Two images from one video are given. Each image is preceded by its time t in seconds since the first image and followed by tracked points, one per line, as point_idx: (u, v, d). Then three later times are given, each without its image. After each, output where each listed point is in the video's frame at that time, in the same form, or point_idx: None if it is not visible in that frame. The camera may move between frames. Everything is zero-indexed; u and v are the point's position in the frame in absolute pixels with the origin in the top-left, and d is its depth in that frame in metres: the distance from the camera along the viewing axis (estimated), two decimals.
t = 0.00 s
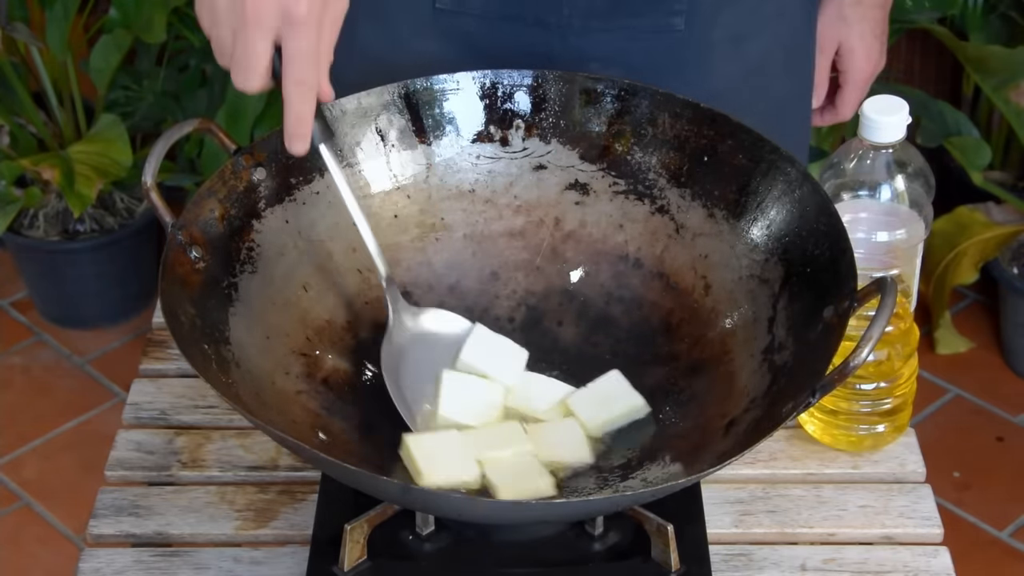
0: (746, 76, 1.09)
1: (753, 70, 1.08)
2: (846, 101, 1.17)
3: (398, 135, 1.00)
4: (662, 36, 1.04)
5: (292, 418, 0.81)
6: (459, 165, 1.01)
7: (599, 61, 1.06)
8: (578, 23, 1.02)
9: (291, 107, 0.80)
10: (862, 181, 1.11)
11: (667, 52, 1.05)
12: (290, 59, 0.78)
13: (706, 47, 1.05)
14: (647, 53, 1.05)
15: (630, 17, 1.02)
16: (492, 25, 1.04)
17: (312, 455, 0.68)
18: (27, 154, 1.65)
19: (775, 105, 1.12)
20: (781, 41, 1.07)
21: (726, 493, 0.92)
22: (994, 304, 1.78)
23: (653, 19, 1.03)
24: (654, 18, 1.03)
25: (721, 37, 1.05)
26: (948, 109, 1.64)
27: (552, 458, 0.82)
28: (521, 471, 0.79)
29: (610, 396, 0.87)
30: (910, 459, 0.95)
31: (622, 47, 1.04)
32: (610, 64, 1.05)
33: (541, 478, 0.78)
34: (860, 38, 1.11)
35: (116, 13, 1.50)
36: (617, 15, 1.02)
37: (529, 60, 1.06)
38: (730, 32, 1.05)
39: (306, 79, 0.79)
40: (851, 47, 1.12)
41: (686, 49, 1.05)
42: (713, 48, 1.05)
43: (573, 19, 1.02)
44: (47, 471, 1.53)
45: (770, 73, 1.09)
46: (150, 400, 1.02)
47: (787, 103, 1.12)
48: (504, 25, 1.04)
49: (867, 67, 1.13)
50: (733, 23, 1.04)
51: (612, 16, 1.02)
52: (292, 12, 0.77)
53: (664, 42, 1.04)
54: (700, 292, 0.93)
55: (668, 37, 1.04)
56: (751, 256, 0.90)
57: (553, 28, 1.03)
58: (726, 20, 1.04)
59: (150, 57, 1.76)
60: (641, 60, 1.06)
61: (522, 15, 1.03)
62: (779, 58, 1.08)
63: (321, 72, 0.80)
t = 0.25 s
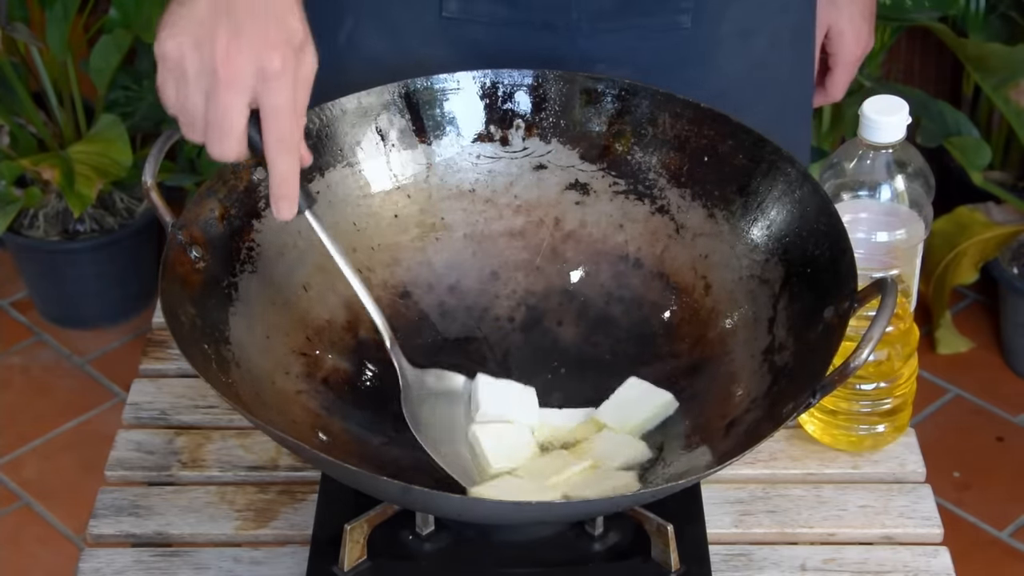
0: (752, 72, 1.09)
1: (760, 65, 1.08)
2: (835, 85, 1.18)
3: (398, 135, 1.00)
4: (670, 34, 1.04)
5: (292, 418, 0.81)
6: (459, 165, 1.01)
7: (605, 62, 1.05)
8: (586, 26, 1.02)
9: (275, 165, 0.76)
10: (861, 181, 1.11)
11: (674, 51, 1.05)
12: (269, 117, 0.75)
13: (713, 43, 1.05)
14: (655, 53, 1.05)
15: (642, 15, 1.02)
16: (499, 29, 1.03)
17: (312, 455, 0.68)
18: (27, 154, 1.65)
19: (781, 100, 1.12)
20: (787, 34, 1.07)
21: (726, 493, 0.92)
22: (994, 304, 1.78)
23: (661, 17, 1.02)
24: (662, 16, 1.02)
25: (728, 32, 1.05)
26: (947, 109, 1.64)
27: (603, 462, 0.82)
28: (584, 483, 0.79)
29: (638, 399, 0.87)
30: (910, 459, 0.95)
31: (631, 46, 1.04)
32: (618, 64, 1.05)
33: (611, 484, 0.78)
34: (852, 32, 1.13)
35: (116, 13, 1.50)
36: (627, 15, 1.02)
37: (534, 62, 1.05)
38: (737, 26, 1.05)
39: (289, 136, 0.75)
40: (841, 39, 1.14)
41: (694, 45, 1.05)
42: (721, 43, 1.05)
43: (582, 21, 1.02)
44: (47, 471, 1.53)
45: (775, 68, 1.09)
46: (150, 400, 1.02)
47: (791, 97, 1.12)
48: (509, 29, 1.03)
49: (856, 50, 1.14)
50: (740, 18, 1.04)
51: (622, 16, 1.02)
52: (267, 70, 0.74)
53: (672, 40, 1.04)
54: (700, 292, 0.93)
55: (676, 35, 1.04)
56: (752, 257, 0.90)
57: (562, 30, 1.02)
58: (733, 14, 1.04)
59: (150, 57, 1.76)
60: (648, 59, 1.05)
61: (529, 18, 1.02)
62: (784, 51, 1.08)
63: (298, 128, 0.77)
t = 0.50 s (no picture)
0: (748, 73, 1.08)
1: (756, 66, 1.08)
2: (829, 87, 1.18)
3: (398, 135, 1.00)
4: (664, 33, 1.04)
5: (292, 418, 0.81)
6: (459, 165, 1.01)
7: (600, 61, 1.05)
8: (578, 24, 1.02)
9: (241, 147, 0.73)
10: (862, 181, 1.11)
11: (669, 51, 1.05)
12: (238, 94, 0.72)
13: (708, 44, 1.05)
14: (649, 52, 1.05)
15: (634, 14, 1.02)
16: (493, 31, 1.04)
17: (312, 455, 0.68)
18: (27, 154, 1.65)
19: (777, 100, 1.12)
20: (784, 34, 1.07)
21: (726, 493, 0.92)
22: (994, 304, 1.78)
23: (654, 17, 1.03)
24: (655, 16, 1.03)
25: (723, 33, 1.05)
26: (947, 109, 1.64)
27: (605, 445, 0.84)
28: (603, 469, 0.80)
29: (608, 386, 0.89)
30: (910, 459, 0.95)
31: (624, 46, 1.04)
32: (613, 63, 1.05)
33: (636, 463, 0.81)
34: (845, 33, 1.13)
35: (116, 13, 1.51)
36: (619, 14, 1.02)
37: (531, 62, 1.06)
38: (733, 27, 1.05)
39: (258, 116, 0.73)
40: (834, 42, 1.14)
41: (689, 46, 1.05)
42: (715, 45, 1.05)
43: (574, 21, 1.02)
44: (47, 471, 1.53)
45: (771, 68, 1.09)
46: (150, 400, 1.02)
47: (787, 96, 1.12)
48: (502, 29, 1.03)
49: (851, 50, 1.15)
50: (735, 18, 1.04)
51: (613, 15, 1.02)
52: (239, 48, 0.72)
53: (665, 39, 1.04)
54: (700, 292, 0.93)
55: (670, 35, 1.04)
56: (752, 256, 0.90)
57: (554, 30, 1.02)
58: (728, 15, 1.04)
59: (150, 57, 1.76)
60: (643, 59, 1.05)
61: (521, 17, 1.02)
62: (780, 52, 1.08)
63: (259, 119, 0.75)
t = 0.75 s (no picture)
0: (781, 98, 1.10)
1: (788, 92, 1.10)
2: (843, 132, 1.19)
3: (398, 135, 1.00)
4: (694, 54, 1.07)
5: (292, 418, 0.81)
6: (459, 165, 1.01)
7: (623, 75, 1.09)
8: (605, 41, 1.06)
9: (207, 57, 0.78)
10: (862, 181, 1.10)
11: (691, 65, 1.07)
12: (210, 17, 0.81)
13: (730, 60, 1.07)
14: (679, 72, 1.08)
15: (666, 33, 1.06)
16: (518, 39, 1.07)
17: (313, 455, 0.68)
18: (27, 155, 1.65)
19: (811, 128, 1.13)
20: (818, 61, 1.09)
21: (726, 493, 0.92)
22: (994, 304, 1.78)
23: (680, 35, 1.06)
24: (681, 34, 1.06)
25: (758, 58, 1.07)
26: (947, 109, 1.64)
27: (579, 417, 0.86)
28: (594, 438, 0.83)
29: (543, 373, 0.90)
30: (910, 459, 0.95)
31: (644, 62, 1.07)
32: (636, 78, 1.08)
33: (625, 415, 0.84)
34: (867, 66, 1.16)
35: (116, 13, 1.51)
36: (648, 33, 1.06)
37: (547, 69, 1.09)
38: (767, 52, 1.07)
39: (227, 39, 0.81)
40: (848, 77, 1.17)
41: (720, 70, 1.08)
42: (748, 71, 1.08)
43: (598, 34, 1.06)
44: (47, 471, 1.53)
45: (804, 94, 1.11)
46: (150, 400, 1.02)
47: (822, 122, 1.13)
48: (532, 46, 1.08)
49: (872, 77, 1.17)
50: (770, 43, 1.07)
51: (644, 33, 1.06)
52: None
53: (695, 62, 1.07)
54: (700, 292, 0.93)
55: (701, 57, 1.07)
56: (752, 256, 0.90)
57: (578, 43, 1.06)
58: (761, 38, 1.06)
59: (150, 57, 1.76)
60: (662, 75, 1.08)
61: (553, 35, 1.07)
62: (816, 79, 1.10)
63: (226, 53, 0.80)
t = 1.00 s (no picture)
0: (777, 92, 1.10)
1: (785, 86, 1.10)
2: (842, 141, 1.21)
3: (398, 136, 1.00)
4: (689, 50, 1.06)
5: (292, 419, 0.81)
6: (459, 166, 1.01)
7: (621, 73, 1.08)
8: (601, 38, 1.06)
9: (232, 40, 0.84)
10: (863, 181, 1.10)
11: (691, 64, 1.07)
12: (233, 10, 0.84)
13: (729, 58, 1.07)
14: (673, 68, 1.07)
15: (661, 28, 1.05)
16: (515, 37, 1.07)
17: (312, 455, 0.68)
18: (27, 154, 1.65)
19: (807, 122, 1.13)
20: (816, 54, 1.09)
21: (726, 493, 0.92)
22: (993, 304, 1.79)
23: (678, 31, 1.05)
24: (679, 31, 1.05)
25: (755, 53, 1.07)
26: (947, 109, 1.64)
27: (578, 415, 0.86)
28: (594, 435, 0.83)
29: (541, 375, 0.91)
30: (910, 459, 0.95)
31: (643, 62, 1.07)
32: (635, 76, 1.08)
33: (625, 413, 0.84)
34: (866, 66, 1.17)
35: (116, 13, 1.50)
36: (643, 30, 1.05)
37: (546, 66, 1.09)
38: (764, 47, 1.07)
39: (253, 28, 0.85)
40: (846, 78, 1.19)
41: (717, 66, 1.08)
42: (746, 69, 1.08)
43: (597, 33, 1.06)
44: (47, 471, 1.53)
45: (800, 88, 1.11)
46: (150, 400, 1.02)
47: (818, 116, 1.14)
48: (528, 41, 1.07)
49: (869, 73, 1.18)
50: (766, 38, 1.07)
51: (640, 30, 1.05)
52: None
53: (692, 57, 1.07)
54: (700, 292, 0.93)
55: (697, 52, 1.07)
56: (752, 256, 0.90)
57: (577, 42, 1.06)
58: (758, 33, 1.06)
59: (151, 57, 1.76)
60: (661, 74, 1.08)
61: (549, 31, 1.06)
62: (812, 74, 1.10)
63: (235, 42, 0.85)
